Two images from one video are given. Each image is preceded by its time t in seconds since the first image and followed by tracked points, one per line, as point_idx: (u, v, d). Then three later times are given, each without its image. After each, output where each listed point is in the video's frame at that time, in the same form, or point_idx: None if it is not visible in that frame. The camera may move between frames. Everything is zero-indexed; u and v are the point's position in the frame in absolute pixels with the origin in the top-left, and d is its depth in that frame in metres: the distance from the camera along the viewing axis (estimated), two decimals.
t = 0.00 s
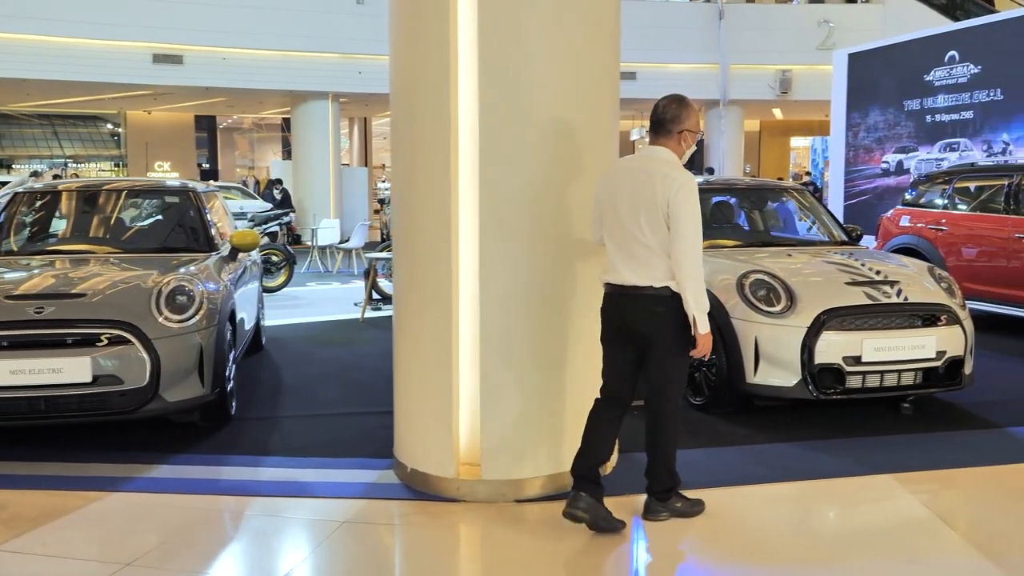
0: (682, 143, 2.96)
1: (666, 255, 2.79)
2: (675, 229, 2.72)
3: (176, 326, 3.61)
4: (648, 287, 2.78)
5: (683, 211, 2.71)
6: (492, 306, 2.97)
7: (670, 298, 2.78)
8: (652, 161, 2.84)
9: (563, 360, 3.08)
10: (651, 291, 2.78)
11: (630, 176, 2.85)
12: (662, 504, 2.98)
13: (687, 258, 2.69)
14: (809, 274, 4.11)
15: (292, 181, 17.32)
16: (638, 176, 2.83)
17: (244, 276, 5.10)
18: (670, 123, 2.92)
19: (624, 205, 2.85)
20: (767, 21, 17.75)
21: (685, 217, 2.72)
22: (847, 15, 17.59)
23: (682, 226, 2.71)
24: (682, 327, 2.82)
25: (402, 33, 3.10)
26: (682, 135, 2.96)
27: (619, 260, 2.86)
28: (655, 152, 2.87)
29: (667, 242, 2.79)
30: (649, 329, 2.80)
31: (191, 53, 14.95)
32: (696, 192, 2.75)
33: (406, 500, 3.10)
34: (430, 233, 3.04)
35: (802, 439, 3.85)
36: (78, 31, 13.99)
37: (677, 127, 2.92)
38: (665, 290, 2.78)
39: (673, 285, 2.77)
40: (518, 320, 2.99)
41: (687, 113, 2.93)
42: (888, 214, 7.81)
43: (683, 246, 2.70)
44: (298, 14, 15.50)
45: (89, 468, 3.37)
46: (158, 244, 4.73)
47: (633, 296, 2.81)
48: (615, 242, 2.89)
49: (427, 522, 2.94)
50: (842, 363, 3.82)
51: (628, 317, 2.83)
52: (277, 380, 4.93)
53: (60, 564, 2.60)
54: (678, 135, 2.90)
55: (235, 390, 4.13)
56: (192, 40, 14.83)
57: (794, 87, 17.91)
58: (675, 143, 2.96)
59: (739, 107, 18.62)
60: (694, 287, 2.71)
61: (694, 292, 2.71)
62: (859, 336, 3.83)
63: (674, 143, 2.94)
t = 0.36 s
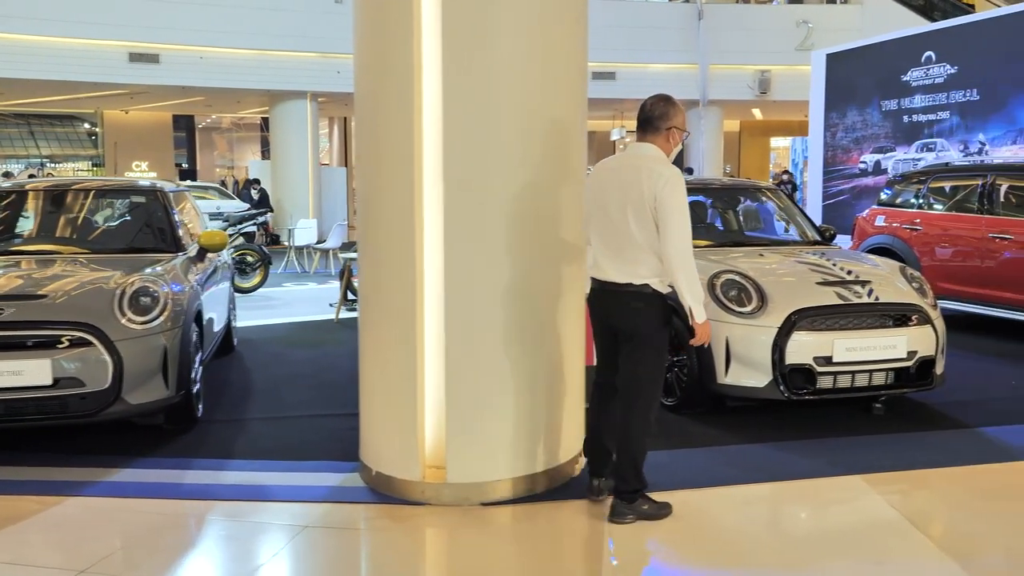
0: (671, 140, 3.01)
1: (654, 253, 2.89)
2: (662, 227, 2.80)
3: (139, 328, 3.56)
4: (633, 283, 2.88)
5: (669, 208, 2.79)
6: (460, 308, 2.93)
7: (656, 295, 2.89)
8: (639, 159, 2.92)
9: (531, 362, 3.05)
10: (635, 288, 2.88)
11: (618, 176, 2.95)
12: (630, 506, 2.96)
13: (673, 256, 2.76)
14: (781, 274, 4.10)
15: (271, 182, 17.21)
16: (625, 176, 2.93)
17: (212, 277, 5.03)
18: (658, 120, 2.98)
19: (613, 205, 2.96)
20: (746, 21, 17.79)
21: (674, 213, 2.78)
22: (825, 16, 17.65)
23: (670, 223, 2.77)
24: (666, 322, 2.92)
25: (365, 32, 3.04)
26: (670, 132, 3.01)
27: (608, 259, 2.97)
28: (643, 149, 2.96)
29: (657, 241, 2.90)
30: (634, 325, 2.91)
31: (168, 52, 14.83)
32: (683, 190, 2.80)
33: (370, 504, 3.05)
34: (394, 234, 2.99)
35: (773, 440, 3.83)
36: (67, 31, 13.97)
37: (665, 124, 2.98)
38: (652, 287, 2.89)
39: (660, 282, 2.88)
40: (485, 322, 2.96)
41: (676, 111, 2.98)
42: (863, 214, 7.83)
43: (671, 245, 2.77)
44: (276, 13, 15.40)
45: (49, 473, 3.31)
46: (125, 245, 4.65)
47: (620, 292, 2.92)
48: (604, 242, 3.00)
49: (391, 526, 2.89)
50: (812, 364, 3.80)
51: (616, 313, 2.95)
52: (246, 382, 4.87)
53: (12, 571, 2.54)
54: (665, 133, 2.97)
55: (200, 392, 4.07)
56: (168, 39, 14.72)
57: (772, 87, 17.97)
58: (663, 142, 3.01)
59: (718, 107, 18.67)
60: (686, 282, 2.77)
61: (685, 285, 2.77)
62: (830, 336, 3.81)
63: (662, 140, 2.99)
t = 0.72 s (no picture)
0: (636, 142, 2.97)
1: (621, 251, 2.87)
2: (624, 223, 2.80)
3: (103, 330, 3.49)
4: (600, 281, 2.89)
5: (628, 204, 2.78)
6: (425, 309, 2.90)
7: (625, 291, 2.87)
8: (605, 159, 2.92)
9: (498, 364, 3.01)
10: (606, 284, 2.88)
11: (587, 176, 2.95)
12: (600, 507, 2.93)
13: (634, 251, 2.76)
14: (755, 275, 4.07)
15: (251, 182, 17.09)
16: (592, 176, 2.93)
17: (183, 277, 4.96)
18: (625, 122, 2.95)
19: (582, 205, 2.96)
20: (729, 21, 17.78)
21: (634, 211, 2.78)
22: (807, 16, 17.68)
23: (631, 219, 2.77)
24: (638, 318, 2.90)
25: (329, 30, 3.00)
26: (638, 133, 2.98)
27: (580, 257, 2.97)
28: (612, 151, 2.94)
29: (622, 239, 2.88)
30: (605, 321, 2.89)
31: (147, 51, 14.69)
32: (644, 186, 2.81)
33: (335, 509, 3.00)
34: (359, 233, 2.95)
35: (745, 441, 3.80)
36: (45, 29, 13.83)
37: (632, 125, 2.95)
38: (620, 284, 2.87)
39: (627, 278, 2.86)
40: (452, 323, 2.92)
41: (640, 112, 2.96)
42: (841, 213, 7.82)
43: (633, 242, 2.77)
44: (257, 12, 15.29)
45: (10, 478, 3.25)
46: (94, 245, 4.57)
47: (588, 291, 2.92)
48: (577, 241, 3.00)
49: (357, 532, 2.84)
50: (786, 364, 3.78)
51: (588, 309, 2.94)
52: (217, 384, 4.80)
53: None
54: (631, 134, 2.93)
55: (168, 395, 4.01)
56: (147, 37, 14.59)
57: (755, 87, 17.98)
58: (632, 142, 2.98)
59: (700, 107, 18.69)
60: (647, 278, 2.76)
61: (647, 281, 2.76)
62: (803, 337, 3.79)
63: (630, 141, 2.96)
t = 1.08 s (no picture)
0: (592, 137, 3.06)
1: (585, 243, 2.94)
2: (586, 215, 2.88)
3: (65, 332, 3.43)
4: (567, 276, 2.95)
5: (589, 196, 2.85)
6: (390, 312, 2.85)
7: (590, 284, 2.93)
8: (567, 155, 3.00)
9: (466, 367, 2.97)
10: (572, 278, 2.94)
11: (552, 174, 3.01)
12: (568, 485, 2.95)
13: (597, 243, 2.82)
14: (728, 275, 4.04)
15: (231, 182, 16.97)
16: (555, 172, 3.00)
17: (151, 277, 4.89)
18: (580, 117, 3.04)
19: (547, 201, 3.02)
20: (711, 21, 17.79)
21: (594, 202, 2.85)
22: (789, 16, 17.71)
23: (591, 210, 2.84)
24: (606, 307, 2.95)
25: (293, 29, 2.93)
26: (594, 127, 3.07)
27: (546, 253, 3.03)
28: (574, 150, 3.02)
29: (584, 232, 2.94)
30: (570, 314, 2.96)
31: (125, 50, 14.57)
32: (604, 179, 2.88)
33: (299, 514, 2.94)
34: (323, 233, 2.89)
35: (719, 442, 3.77)
36: (22, 27, 13.70)
37: (588, 120, 3.04)
38: (584, 276, 2.92)
39: (592, 271, 2.92)
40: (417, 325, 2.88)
41: (593, 106, 3.05)
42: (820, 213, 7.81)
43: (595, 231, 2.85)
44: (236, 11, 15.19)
45: None
46: (63, 246, 4.42)
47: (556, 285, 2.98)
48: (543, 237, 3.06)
49: (320, 538, 2.78)
50: (759, 365, 3.75)
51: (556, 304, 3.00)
52: (187, 387, 4.74)
53: None
54: (588, 128, 3.02)
55: (134, 398, 3.94)
56: (126, 36, 14.48)
57: (737, 87, 17.98)
58: (589, 136, 3.07)
59: (683, 106, 18.68)
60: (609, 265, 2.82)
61: (607, 270, 2.82)
62: (777, 338, 3.76)
63: (587, 136, 3.05)
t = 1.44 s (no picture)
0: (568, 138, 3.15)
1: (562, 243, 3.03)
2: (567, 217, 2.97)
3: (30, 335, 3.37)
4: (548, 275, 3.02)
5: (570, 199, 2.96)
6: (359, 315, 2.80)
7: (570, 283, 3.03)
8: (541, 155, 3.08)
9: (437, 371, 2.92)
10: (551, 278, 3.01)
11: (528, 174, 3.08)
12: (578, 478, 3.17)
13: (581, 245, 2.95)
14: (704, 275, 4.00)
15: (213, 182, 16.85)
16: (531, 172, 3.08)
17: (123, 278, 4.81)
18: (561, 118, 3.11)
19: (522, 200, 3.09)
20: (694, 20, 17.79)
21: (576, 205, 2.96)
22: (772, 16, 17.72)
23: (572, 212, 2.96)
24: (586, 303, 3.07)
25: (259, 25, 2.87)
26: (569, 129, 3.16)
27: (522, 251, 3.09)
28: (551, 149, 3.09)
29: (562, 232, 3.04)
30: (553, 313, 3.04)
31: (105, 49, 14.46)
32: (584, 182, 2.99)
33: (266, 521, 2.88)
34: (290, 234, 2.84)
35: (695, 444, 3.73)
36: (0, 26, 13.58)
37: (568, 121, 3.12)
38: (565, 275, 3.02)
39: (572, 270, 3.02)
40: (388, 328, 2.83)
41: (572, 108, 3.13)
42: (800, 213, 7.80)
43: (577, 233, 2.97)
44: (218, 11, 15.09)
45: None
46: (29, 247, 4.29)
47: (534, 285, 3.05)
48: (517, 236, 3.12)
49: (287, 545, 2.72)
50: (736, 367, 3.72)
51: (532, 302, 3.07)
52: (158, 390, 4.67)
53: None
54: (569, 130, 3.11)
55: (103, 401, 3.88)
56: (106, 35, 14.36)
57: (721, 87, 17.98)
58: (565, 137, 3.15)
59: (667, 106, 18.65)
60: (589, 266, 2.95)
61: (590, 271, 2.96)
62: (753, 339, 3.73)
63: (565, 137, 3.13)
